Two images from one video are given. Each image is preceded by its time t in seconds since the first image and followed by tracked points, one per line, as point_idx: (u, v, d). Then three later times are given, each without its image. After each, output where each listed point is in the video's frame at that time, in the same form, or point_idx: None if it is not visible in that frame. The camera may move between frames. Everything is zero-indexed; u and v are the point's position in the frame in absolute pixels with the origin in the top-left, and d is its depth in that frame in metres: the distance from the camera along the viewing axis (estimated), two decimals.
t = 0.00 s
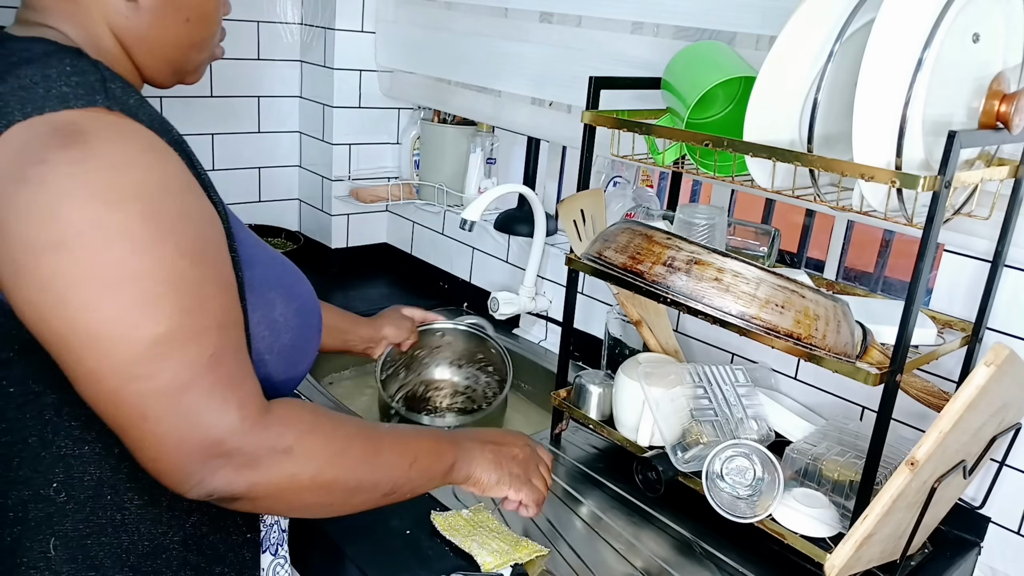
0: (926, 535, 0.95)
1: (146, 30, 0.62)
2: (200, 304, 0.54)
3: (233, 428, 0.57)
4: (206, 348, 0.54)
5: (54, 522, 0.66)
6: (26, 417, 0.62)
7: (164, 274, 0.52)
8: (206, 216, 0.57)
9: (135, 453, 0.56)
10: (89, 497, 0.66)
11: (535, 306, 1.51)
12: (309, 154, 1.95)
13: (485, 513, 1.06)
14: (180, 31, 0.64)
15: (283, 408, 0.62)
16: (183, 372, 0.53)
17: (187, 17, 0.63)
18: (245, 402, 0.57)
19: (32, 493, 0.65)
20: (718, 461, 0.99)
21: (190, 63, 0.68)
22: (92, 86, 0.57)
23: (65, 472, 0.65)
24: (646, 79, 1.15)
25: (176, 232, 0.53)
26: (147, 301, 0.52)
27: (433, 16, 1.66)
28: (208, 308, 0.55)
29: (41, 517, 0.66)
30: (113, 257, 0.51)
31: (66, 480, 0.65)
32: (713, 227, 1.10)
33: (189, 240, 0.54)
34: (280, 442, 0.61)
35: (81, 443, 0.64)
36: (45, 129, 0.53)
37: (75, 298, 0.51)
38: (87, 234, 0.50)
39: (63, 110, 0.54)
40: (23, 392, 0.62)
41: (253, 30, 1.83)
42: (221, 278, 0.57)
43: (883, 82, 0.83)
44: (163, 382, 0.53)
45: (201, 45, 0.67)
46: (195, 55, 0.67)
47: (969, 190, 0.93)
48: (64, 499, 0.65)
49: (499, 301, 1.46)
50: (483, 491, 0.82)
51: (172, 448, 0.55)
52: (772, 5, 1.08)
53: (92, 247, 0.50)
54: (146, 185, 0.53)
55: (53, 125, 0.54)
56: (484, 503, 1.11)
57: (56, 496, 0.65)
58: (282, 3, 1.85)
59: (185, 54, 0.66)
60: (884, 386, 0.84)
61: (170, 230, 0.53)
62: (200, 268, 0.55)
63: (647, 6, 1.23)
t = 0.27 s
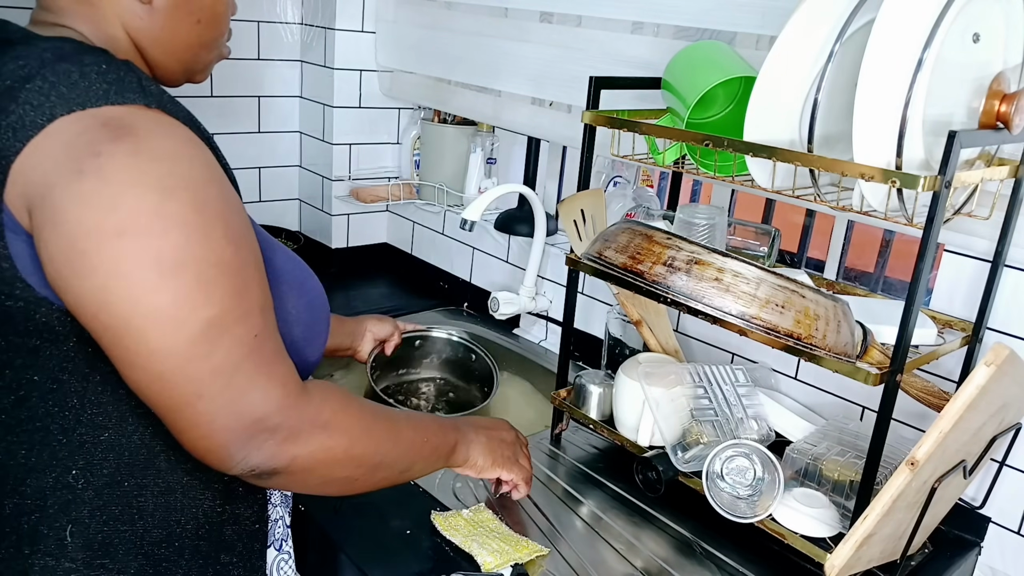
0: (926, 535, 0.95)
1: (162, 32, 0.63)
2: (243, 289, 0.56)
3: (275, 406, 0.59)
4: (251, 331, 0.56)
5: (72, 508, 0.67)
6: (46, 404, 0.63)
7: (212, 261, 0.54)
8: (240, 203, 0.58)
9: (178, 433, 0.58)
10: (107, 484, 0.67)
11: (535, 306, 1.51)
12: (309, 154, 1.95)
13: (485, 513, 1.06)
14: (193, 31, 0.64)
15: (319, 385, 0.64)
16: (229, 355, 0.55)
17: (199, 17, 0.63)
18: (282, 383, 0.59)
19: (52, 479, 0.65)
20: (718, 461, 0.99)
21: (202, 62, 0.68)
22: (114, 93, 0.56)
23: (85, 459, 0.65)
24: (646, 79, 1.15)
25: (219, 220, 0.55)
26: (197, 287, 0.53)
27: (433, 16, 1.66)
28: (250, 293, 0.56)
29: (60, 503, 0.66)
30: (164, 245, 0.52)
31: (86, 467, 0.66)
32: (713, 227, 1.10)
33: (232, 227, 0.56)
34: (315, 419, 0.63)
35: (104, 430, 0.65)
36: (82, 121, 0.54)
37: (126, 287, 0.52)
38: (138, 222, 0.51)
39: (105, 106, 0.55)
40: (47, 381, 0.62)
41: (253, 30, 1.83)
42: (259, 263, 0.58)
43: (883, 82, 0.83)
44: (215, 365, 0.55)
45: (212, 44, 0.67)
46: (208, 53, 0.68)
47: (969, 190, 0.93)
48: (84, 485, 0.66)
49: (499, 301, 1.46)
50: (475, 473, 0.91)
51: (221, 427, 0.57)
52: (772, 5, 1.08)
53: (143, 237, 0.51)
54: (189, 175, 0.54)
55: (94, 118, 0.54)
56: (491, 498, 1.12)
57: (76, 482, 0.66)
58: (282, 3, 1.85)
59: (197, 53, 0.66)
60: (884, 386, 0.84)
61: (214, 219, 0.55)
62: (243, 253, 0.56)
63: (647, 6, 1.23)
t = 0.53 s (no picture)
0: (926, 535, 0.95)
1: (145, 34, 0.62)
2: (251, 287, 0.57)
3: (297, 396, 0.62)
4: (263, 326, 0.58)
5: (55, 513, 0.67)
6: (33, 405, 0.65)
7: (218, 262, 0.55)
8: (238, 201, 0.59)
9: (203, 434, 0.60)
10: (92, 488, 0.67)
11: (535, 306, 1.51)
12: (309, 154, 1.95)
13: (485, 513, 1.06)
14: (178, 33, 0.63)
15: (330, 375, 0.66)
16: (242, 352, 0.57)
17: (183, 19, 0.62)
18: (298, 374, 0.61)
19: (35, 482, 0.66)
20: (718, 461, 0.99)
21: (196, 64, 0.67)
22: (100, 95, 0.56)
23: (69, 463, 0.66)
24: (646, 79, 1.15)
25: (218, 221, 0.56)
26: (205, 289, 0.55)
27: (433, 16, 1.66)
28: (255, 289, 0.58)
29: (43, 507, 0.67)
30: (168, 250, 0.53)
31: (70, 470, 0.67)
32: (713, 227, 1.10)
33: (232, 227, 0.57)
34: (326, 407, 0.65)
35: (88, 432, 0.66)
36: (78, 133, 0.55)
37: (136, 294, 0.53)
38: (140, 230, 0.53)
39: (95, 115, 0.55)
40: (34, 383, 0.64)
41: (254, 31, 1.83)
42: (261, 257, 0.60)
43: (882, 82, 0.83)
44: (230, 361, 0.57)
45: (203, 47, 0.65)
46: (200, 57, 0.66)
47: (969, 190, 0.93)
48: (67, 490, 0.67)
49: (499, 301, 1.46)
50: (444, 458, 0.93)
51: (245, 424, 0.59)
52: (772, 5, 1.08)
53: (146, 243, 0.53)
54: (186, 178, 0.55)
55: (88, 128, 0.55)
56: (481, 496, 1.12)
57: (59, 487, 0.67)
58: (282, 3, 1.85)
59: (185, 56, 0.65)
60: (884, 386, 0.84)
61: (213, 220, 0.56)
62: (247, 252, 0.58)
63: (647, 6, 1.23)
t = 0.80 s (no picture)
0: (925, 535, 0.95)
1: (122, 46, 0.61)
2: (180, 367, 0.57)
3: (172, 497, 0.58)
4: (167, 407, 0.56)
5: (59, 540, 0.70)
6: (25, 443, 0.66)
7: (150, 341, 0.54)
8: (196, 277, 0.58)
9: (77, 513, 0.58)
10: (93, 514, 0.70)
11: (535, 306, 1.49)
12: (309, 154, 1.95)
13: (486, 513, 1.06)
14: (155, 49, 0.62)
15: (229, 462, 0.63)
16: (144, 436, 0.55)
17: (161, 36, 0.61)
18: (196, 467, 0.59)
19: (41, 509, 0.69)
20: (718, 461, 0.99)
21: (175, 80, 0.66)
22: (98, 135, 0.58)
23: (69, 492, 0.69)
24: (646, 78, 1.15)
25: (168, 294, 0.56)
26: (122, 360, 0.53)
27: (433, 16, 1.66)
28: (183, 372, 0.57)
29: (48, 533, 0.70)
30: (107, 321, 0.52)
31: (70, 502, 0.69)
32: (713, 227, 1.10)
33: (165, 303, 0.55)
34: (226, 507, 0.63)
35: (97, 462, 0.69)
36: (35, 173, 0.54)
37: (59, 356, 0.52)
38: (80, 297, 0.52)
39: (58, 157, 0.55)
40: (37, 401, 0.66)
41: (253, 31, 1.83)
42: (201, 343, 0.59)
43: (882, 82, 0.83)
44: (125, 440, 0.55)
45: (184, 64, 0.64)
46: (182, 73, 0.65)
47: (969, 190, 0.93)
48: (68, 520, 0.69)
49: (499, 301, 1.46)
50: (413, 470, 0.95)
51: (100, 505, 0.56)
52: (772, 5, 1.08)
53: (84, 310, 0.52)
54: (146, 243, 0.54)
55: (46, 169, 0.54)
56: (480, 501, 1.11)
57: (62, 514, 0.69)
58: (282, 3, 1.85)
59: (165, 72, 0.64)
60: (884, 386, 0.84)
61: (162, 293, 0.55)
62: (173, 327, 0.56)
63: (647, 6, 1.23)
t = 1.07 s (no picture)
0: (925, 535, 0.95)
1: (105, 49, 0.59)
2: (165, 389, 0.55)
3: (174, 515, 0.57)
4: (153, 434, 0.55)
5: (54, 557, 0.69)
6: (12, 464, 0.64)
7: (134, 368, 0.53)
8: (176, 295, 0.57)
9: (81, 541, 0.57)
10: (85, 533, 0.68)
11: (534, 306, 1.50)
12: (309, 154, 1.95)
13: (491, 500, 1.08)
14: (140, 49, 0.60)
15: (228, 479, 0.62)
16: (136, 462, 0.54)
17: (149, 35, 0.59)
18: (194, 487, 0.58)
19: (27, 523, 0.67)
20: (718, 461, 0.99)
21: (161, 80, 0.64)
22: (68, 149, 0.56)
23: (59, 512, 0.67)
24: (646, 79, 1.15)
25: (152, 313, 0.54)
26: (103, 390, 0.52)
27: (433, 16, 1.66)
28: (173, 393, 0.56)
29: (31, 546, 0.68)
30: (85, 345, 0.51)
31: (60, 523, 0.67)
32: (713, 227, 1.10)
33: (146, 328, 0.53)
34: (229, 523, 0.62)
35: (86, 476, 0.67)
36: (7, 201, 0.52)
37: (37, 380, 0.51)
38: (56, 322, 0.50)
39: (26, 182, 0.53)
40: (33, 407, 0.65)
41: (253, 30, 1.83)
42: (189, 361, 0.57)
43: (882, 82, 0.83)
44: (115, 468, 0.54)
45: (171, 65, 0.63)
46: (168, 74, 0.63)
47: (969, 190, 0.93)
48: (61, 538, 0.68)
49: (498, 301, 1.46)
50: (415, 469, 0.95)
51: (102, 528, 0.55)
52: (772, 5, 1.08)
53: (63, 334, 0.50)
54: (128, 266, 0.53)
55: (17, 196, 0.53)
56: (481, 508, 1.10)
57: (53, 534, 0.68)
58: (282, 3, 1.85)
59: (150, 73, 0.62)
60: (884, 386, 0.84)
61: (145, 312, 0.53)
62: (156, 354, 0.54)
63: (647, 6, 1.23)
